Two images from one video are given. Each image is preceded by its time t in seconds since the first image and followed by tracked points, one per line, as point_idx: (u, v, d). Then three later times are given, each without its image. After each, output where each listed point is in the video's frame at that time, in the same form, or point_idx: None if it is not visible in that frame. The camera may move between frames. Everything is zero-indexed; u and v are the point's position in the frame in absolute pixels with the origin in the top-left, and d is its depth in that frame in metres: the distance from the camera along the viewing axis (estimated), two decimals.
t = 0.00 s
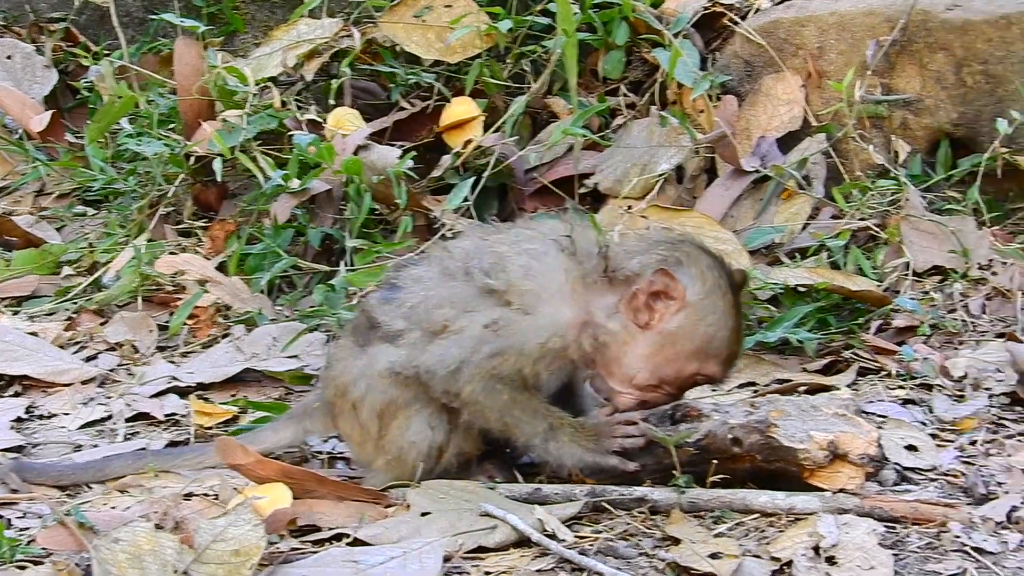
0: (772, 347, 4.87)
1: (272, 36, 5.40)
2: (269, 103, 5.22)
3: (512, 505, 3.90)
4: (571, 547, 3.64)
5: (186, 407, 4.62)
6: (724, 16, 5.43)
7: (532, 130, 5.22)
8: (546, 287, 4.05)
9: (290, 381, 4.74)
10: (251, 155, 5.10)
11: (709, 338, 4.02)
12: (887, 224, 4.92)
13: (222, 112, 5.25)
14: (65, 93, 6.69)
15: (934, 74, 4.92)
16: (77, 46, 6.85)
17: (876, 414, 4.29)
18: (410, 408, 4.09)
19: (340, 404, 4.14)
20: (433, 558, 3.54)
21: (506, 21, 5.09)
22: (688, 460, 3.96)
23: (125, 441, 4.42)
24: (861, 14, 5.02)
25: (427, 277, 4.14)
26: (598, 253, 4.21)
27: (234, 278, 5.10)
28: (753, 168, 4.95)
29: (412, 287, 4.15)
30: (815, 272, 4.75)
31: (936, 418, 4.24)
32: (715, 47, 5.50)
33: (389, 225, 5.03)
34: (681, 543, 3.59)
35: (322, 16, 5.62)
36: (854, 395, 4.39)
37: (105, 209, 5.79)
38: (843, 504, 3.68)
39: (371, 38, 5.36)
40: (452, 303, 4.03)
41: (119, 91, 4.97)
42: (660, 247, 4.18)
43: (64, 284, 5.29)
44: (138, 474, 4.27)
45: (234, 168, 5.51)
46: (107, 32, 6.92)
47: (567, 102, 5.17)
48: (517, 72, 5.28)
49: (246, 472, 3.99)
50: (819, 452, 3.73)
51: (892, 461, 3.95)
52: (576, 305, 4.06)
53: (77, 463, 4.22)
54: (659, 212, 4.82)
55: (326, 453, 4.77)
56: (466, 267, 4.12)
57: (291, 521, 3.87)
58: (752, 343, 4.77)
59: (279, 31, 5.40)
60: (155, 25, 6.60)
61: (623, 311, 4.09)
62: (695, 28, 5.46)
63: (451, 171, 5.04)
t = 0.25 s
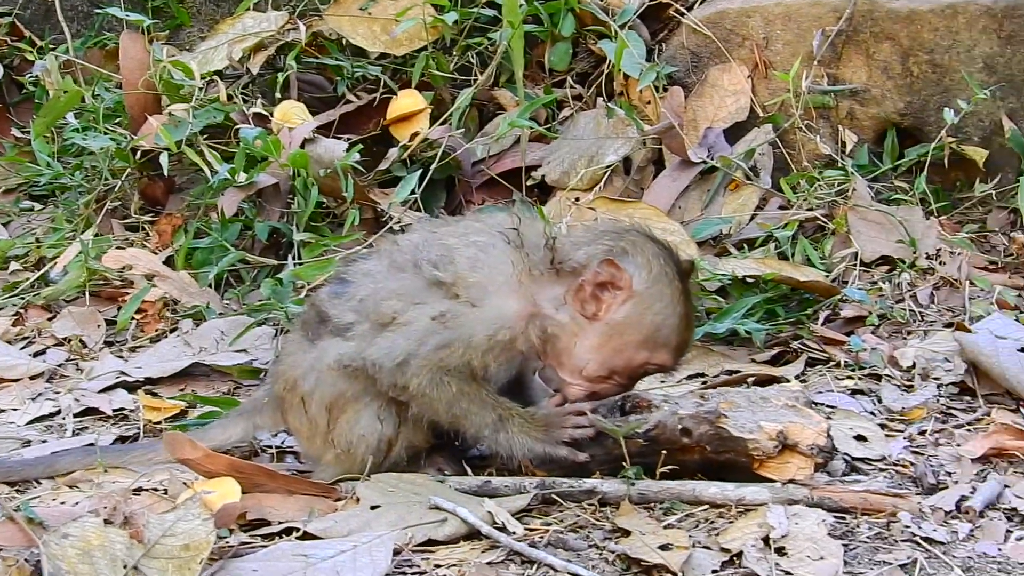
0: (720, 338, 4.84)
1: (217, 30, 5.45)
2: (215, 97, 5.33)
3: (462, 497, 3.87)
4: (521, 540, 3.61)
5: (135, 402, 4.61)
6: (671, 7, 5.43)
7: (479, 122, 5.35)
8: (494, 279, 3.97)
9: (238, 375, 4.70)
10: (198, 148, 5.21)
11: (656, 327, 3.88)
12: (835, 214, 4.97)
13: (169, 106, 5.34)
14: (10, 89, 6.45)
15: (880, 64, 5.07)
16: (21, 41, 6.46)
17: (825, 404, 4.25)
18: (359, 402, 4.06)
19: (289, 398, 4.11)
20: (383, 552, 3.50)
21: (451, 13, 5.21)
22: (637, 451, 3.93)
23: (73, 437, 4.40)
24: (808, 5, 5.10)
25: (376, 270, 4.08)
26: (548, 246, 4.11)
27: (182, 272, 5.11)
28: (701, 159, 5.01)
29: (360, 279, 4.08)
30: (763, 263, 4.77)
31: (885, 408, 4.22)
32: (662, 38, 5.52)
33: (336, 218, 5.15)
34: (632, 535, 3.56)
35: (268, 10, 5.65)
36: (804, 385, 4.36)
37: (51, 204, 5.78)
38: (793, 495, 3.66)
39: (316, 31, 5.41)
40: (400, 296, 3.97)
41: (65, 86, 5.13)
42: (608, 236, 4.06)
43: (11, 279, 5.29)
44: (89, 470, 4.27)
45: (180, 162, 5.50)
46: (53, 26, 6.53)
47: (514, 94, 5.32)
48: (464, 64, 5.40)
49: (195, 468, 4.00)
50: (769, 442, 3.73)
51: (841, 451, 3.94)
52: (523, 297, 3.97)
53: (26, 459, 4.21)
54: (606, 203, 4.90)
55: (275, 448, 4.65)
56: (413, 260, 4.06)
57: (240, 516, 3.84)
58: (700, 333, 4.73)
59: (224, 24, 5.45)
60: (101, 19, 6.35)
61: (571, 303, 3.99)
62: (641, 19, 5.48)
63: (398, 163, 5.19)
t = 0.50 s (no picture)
0: (704, 332, 4.83)
1: (200, 26, 5.50)
2: (198, 93, 5.35)
3: (447, 492, 3.87)
4: (506, 534, 3.62)
5: (120, 397, 4.60)
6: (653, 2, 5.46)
7: (462, 117, 5.38)
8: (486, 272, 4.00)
9: (223, 370, 4.71)
10: (181, 144, 5.23)
11: (653, 316, 3.98)
12: (819, 208, 4.98)
13: (153, 102, 5.35)
14: None
15: (863, 59, 5.08)
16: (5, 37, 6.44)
17: (810, 398, 4.24)
18: (344, 393, 4.03)
19: (275, 389, 4.09)
20: (368, 546, 3.50)
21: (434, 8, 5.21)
22: (622, 444, 3.88)
23: (58, 432, 4.39)
24: None
25: (367, 263, 4.12)
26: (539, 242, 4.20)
27: (166, 267, 5.11)
28: (685, 153, 5.02)
29: (351, 271, 4.12)
30: (747, 257, 4.77)
31: (870, 403, 4.22)
32: (645, 33, 5.54)
33: (320, 214, 5.21)
34: (617, 529, 3.55)
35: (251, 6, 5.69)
36: (788, 379, 4.35)
37: (35, 200, 5.79)
38: (778, 489, 3.66)
39: (300, 26, 5.49)
40: (391, 287, 3.98)
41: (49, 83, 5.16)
42: (603, 230, 4.16)
43: None
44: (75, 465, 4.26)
45: (164, 158, 5.52)
46: (37, 22, 6.53)
47: (497, 88, 5.34)
48: (447, 60, 5.41)
49: (181, 463, 4.00)
50: (755, 435, 3.69)
51: (826, 445, 3.93)
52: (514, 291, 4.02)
53: (12, 453, 4.21)
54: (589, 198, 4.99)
55: (260, 442, 4.61)
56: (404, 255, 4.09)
57: (225, 511, 3.86)
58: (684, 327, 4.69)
59: (208, 20, 5.50)
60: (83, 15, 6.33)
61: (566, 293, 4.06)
62: (624, 14, 5.50)
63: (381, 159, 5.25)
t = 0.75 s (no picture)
0: (702, 329, 4.82)
1: (198, 22, 5.50)
2: (196, 90, 5.33)
3: (445, 488, 3.87)
4: (504, 531, 3.63)
5: (118, 394, 4.60)
6: None
7: (460, 114, 5.38)
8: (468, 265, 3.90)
9: (221, 367, 4.72)
10: (179, 141, 5.23)
11: (626, 301, 3.82)
12: (816, 205, 4.99)
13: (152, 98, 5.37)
14: None
15: (861, 55, 5.08)
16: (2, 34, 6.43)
17: (807, 394, 4.24)
18: (338, 394, 4.03)
19: (269, 394, 4.08)
20: (367, 543, 3.50)
21: (432, 5, 5.23)
22: (619, 444, 3.90)
23: (57, 429, 4.40)
24: None
25: (345, 262, 4.03)
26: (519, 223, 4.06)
27: (164, 264, 5.11)
28: (682, 149, 5.02)
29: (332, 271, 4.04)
30: (745, 253, 4.78)
31: (868, 399, 4.22)
32: (642, 30, 5.55)
33: (318, 210, 5.22)
34: (614, 526, 3.55)
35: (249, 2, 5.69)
36: (786, 374, 4.35)
37: (33, 197, 5.78)
38: (776, 485, 3.66)
39: (297, 23, 5.47)
40: (375, 288, 3.92)
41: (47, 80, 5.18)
42: (580, 211, 4.04)
43: None
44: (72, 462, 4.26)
45: (162, 155, 5.54)
46: (35, 18, 6.49)
47: (495, 84, 5.34)
48: (444, 56, 5.42)
49: (179, 459, 4.01)
50: (750, 436, 3.68)
51: (823, 442, 3.93)
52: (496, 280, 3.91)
53: (9, 449, 4.22)
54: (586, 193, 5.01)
55: (258, 440, 4.62)
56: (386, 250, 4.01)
57: (223, 508, 3.86)
58: (682, 324, 4.67)
59: (205, 17, 5.50)
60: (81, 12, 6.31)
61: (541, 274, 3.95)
62: (621, 11, 5.52)
63: (378, 155, 5.26)
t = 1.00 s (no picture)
0: (702, 325, 4.81)
1: (198, 19, 5.48)
2: (196, 87, 5.32)
3: (445, 485, 3.87)
4: (505, 527, 3.62)
5: (118, 391, 4.62)
6: None
7: (460, 110, 5.38)
8: (409, 253, 3.89)
9: (221, 364, 4.73)
10: (179, 138, 5.22)
11: (562, 239, 3.79)
12: (817, 201, 4.99)
13: (152, 95, 5.36)
14: None
15: (861, 51, 5.08)
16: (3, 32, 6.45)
17: (808, 391, 4.24)
18: (319, 395, 4.09)
19: (254, 408, 4.15)
20: (368, 539, 3.50)
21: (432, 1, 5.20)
22: (620, 441, 3.87)
23: (57, 426, 4.41)
24: None
25: (299, 267, 4.10)
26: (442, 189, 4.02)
27: (165, 261, 5.11)
28: (683, 145, 5.03)
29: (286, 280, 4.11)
30: (746, 250, 4.74)
31: (868, 395, 4.22)
32: (642, 27, 5.55)
33: (318, 207, 5.19)
34: (615, 522, 3.55)
35: None
36: (787, 371, 4.34)
37: (34, 194, 5.79)
38: (777, 482, 3.66)
39: (297, 20, 5.45)
40: (329, 291, 3.97)
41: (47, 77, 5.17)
42: (487, 161, 3.95)
43: None
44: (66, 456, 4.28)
45: (162, 152, 5.54)
46: (35, 16, 6.50)
47: (495, 81, 5.34)
48: (445, 52, 5.45)
49: (179, 456, 4.03)
50: (751, 432, 3.68)
51: (824, 438, 3.93)
52: (440, 255, 3.91)
53: (8, 444, 4.24)
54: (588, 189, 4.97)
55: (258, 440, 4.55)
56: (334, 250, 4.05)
57: (224, 505, 3.87)
58: (682, 321, 4.66)
59: (204, 14, 5.48)
60: (82, 9, 6.32)
61: (472, 236, 3.91)
62: (622, 7, 5.52)
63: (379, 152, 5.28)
